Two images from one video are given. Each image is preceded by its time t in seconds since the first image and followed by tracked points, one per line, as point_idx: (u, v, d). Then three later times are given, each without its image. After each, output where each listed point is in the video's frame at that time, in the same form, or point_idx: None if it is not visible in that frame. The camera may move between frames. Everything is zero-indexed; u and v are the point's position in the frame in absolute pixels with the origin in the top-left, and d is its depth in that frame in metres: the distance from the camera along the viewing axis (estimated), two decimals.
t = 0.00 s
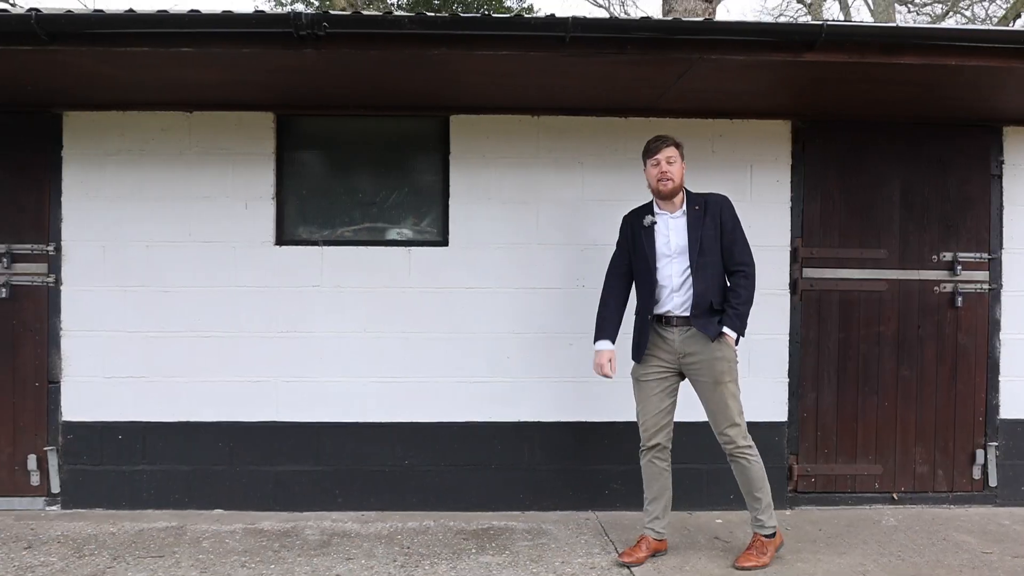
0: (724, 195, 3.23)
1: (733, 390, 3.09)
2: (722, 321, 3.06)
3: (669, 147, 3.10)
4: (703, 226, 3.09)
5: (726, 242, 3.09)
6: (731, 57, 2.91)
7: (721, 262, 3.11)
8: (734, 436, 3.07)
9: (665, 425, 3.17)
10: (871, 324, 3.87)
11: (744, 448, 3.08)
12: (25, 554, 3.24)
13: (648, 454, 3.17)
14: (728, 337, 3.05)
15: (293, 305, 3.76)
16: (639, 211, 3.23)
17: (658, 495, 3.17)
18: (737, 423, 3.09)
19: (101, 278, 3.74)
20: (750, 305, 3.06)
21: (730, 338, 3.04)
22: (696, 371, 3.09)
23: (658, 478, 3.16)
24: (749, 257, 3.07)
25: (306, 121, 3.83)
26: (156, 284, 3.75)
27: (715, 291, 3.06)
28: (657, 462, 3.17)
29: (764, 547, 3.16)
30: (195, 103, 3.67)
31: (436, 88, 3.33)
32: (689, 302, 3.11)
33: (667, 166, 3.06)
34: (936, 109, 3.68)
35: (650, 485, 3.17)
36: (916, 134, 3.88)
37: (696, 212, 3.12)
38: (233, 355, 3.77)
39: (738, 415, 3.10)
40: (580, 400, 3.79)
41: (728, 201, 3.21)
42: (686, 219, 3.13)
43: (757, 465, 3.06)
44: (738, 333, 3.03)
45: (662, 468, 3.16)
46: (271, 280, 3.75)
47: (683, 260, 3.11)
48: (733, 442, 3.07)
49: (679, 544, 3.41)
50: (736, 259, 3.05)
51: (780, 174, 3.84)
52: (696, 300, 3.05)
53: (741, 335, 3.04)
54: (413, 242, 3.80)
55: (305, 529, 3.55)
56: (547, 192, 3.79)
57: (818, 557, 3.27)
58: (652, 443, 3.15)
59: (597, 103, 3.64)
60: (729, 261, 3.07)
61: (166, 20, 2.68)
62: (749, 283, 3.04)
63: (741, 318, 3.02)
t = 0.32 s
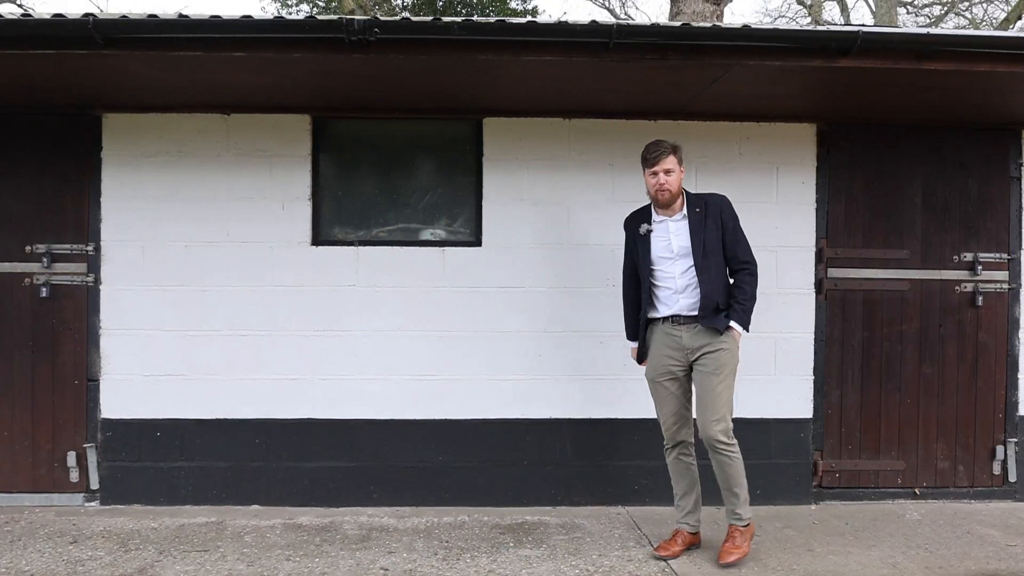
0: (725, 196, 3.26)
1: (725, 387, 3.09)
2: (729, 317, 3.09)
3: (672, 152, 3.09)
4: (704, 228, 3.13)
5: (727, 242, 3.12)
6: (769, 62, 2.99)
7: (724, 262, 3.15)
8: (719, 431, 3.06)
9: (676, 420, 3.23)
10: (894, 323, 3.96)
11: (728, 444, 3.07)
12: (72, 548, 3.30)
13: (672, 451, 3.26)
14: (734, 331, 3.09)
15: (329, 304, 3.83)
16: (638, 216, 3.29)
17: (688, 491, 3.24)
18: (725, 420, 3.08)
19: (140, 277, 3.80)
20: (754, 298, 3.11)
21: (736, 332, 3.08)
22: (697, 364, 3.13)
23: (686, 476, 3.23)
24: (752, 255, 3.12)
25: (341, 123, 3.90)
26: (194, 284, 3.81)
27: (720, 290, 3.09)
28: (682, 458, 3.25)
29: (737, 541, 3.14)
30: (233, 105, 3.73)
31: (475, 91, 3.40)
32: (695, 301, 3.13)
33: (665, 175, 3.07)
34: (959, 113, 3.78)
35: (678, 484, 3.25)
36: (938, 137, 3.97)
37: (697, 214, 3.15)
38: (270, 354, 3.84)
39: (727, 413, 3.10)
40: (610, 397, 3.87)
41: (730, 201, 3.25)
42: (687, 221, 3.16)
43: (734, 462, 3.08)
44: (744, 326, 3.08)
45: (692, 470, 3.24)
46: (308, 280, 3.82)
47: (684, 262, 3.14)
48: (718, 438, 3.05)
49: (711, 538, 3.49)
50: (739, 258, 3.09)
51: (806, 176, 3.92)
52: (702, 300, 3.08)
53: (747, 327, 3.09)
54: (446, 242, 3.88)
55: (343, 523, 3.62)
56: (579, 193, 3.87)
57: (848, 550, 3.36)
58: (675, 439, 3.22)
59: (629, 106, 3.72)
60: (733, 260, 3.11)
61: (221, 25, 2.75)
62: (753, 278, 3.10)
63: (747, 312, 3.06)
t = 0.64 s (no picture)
0: (741, 208, 3.22)
1: (696, 395, 3.10)
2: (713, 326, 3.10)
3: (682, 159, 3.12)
4: (704, 235, 3.16)
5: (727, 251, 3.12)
6: (805, 69, 3.06)
7: (724, 273, 3.14)
8: (673, 434, 3.10)
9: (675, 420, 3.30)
10: (918, 324, 4.03)
11: (678, 444, 3.10)
12: (116, 547, 3.35)
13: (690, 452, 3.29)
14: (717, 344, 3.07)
15: (364, 306, 3.89)
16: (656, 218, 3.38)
17: (711, 490, 3.30)
18: (686, 427, 3.10)
19: (177, 279, 3.85)
20: (746, 315, 3.05)
21: (715, 343, 3.06)
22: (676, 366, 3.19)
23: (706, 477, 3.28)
24: (748, 267, 3.07)
25: (375, 128, 3.95)
26: (231, 285, 3.87)
27: (712, 299, 3.12)
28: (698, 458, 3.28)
29: (628, 541, 3.10)
30: (271, 110, 3.79)
31: (512, 96, 3.47)
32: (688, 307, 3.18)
33: (672, 183, 3.12)
34: (983, 119, 3.85)
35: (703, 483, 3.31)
36: (961, 142, 4.04)
37: (700, 223, 3.18)
38: (305, 355, 3.89)
39: (690, 419, 3.11)
40: (640, 397, 3.93)
41: (745, 213, 3.20)
42: (691, 229, 3.20)
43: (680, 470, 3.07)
44: (726, 340, 3.05)
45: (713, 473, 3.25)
46: (343, 281, 3.88)
47: (681, 268, 3.20)
48: (670, 438, 3.10)
49: (743, 535, 3.56)
50: (737, 269, 3.08)
51: (832, 180, 3.98)
52: (692, 305, 3.13)
53: (728, 342, 3.06)
54: (479, 245, 3.94)
55: (379, 522, 3.68)
56: (610, 196, 3.93)
57: (879, 546, 3.43)
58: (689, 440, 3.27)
59: (661, 111, 3.78)
60: (731, 271, 3.10)
61: (273, 33, 2.81)
62: (747, 293, 3.05)
63: (730, 326, 3.03)
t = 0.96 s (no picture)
0: (738, 215, 3.14)
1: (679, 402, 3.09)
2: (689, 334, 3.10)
3: (689, 156, 3.13)
4: (693, 240, 3.15)
5: (713, 259, 3.07)
6: (843, 72, 3.11)
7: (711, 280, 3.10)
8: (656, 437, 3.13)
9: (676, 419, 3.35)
10: (944, 323, 4.08)
11: (666, 451, 3.11)
12: (159, 544, 3.37)
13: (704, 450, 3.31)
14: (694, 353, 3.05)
15: (398, 305, 3.93)
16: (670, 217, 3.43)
17: (733, 485, 3.32)
18: (670, 433, 3.11)
19: (213, 278, 3.88)
20: (723, 326, 2.99)
21: (690, 352, 3.04)
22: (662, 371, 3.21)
23: (723, 472, 3.30)
24: (732, 277, 3.00)
25: (409, 128, 3.98)
26: (267, 285, 3.90)
27: (693, 305, 3.12)
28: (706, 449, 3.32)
29: (624, 552, 3.14)
30: (307, 110, 3.82)
31: (550, 97, 3.51)
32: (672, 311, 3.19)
33: (671, 177, 3.14)
34: (1009, 121, 3.91)
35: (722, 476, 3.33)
36: (987, 143, 4.10)
37: (693, 226, 3.17)
38: (340, 354, 3.93)
39: (673, 425, 3.11)
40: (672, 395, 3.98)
41: (742, 221, 3.11)
42: (686, 231, 3.21)
43: (664, 474, 3.09)
44: (700, 349, 3.01)
45: (728, 467, 3.27)
46: (379, 280, 3.92)
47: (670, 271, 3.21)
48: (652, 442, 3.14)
49: (777, 530, 3.61)
50: (719, 278, 3.03)
51: (860, 181, 4.04)
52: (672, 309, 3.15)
53: (703, 352, 3.02)
54: (512, 245, 3.98)
55: (416, 519, 3.72)
56: (642, 197, 3.97)
57: (912, 541, 3.48)
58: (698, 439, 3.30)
59: (693, 113, 3.83)
60: (715, 279, 3.06)
61: (323, 34, 2.84)
62: (727, 304, 2.98)
63: (704, 335, 2.99)
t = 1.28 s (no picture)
0: (736, 209, 3.12)
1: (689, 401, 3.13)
2: (687, 332, 3.12)
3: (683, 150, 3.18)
4: (691, 236, 3.16)
5: (712, 254, 3.07)
6: (876, 79, 3.19)
7: (710, 275, 3.11)
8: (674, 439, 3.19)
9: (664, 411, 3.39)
10: (963, 323, 4.17)
11: (686, 452, 3.18)
12: (200, 542, 3.40)
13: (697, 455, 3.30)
14: (693, 351, 3.06)
15: (431, 305, 3.98)
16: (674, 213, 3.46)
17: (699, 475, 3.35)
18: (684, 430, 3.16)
19: (247, 279, 3.92)
20: (720, 323, 2.98)
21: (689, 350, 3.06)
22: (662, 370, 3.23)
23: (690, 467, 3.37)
24: (730, 274, 2.99)
25: (441, 131, 4.03)
26: (301, 285, 3.94)
27: (692, 302, 3.13)
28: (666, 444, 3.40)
29: (663, 549, 3.19)
30: (342, 113, 3.87)
31: (586, 101, 3.57)
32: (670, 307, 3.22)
33: (668, 172, 3.19)
34: None
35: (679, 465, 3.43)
36: (1004, 148, 4.20)
37: (693, 221, 3.18)
38: (373, 353, 3.97)
39: (687, 425, 3.16)
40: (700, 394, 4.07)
41: (740, 214, 3.09)
42: (686, 227, 3.23)
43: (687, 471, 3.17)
44: (699, 347, 3.01)
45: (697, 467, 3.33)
46: (411, 281, 3.97)
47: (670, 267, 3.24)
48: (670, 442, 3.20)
49: (806, 525, 3.69)
50: (717, 275, 3.02)
51: (882, 184, 4.13)
52: (672, 306, 3.17)
53: (702, 350, 3.02)
54: (543, 246, 4.04)
55: (451, 517, 3.77)
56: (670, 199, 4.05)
57: (938, 535, 3.57)
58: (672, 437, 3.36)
59: (722, 117, 3.91)
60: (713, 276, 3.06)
61: (374, 38, 2.88)
62: (724, 301, 2.97)
63: (702, 333, 3.00)
